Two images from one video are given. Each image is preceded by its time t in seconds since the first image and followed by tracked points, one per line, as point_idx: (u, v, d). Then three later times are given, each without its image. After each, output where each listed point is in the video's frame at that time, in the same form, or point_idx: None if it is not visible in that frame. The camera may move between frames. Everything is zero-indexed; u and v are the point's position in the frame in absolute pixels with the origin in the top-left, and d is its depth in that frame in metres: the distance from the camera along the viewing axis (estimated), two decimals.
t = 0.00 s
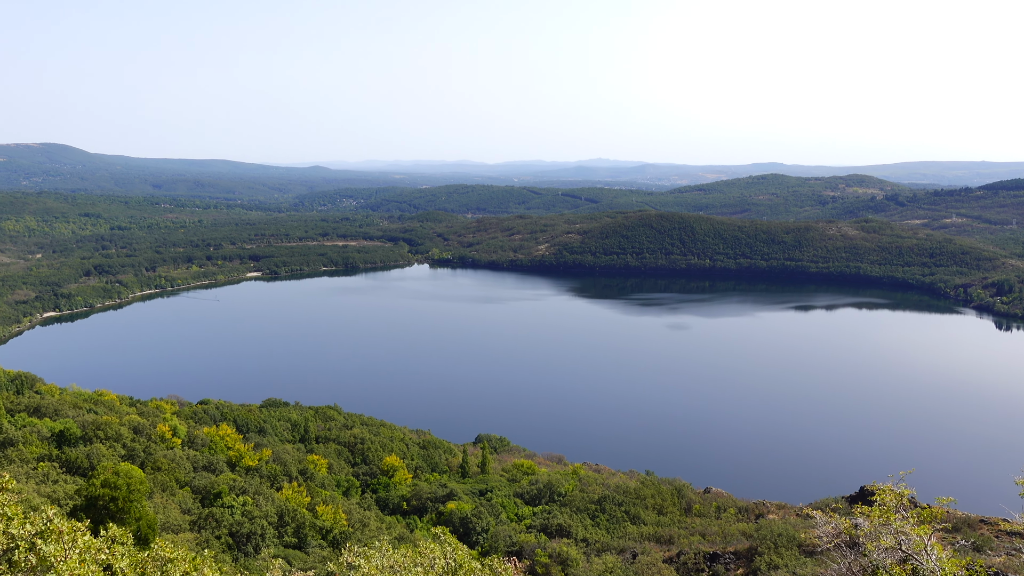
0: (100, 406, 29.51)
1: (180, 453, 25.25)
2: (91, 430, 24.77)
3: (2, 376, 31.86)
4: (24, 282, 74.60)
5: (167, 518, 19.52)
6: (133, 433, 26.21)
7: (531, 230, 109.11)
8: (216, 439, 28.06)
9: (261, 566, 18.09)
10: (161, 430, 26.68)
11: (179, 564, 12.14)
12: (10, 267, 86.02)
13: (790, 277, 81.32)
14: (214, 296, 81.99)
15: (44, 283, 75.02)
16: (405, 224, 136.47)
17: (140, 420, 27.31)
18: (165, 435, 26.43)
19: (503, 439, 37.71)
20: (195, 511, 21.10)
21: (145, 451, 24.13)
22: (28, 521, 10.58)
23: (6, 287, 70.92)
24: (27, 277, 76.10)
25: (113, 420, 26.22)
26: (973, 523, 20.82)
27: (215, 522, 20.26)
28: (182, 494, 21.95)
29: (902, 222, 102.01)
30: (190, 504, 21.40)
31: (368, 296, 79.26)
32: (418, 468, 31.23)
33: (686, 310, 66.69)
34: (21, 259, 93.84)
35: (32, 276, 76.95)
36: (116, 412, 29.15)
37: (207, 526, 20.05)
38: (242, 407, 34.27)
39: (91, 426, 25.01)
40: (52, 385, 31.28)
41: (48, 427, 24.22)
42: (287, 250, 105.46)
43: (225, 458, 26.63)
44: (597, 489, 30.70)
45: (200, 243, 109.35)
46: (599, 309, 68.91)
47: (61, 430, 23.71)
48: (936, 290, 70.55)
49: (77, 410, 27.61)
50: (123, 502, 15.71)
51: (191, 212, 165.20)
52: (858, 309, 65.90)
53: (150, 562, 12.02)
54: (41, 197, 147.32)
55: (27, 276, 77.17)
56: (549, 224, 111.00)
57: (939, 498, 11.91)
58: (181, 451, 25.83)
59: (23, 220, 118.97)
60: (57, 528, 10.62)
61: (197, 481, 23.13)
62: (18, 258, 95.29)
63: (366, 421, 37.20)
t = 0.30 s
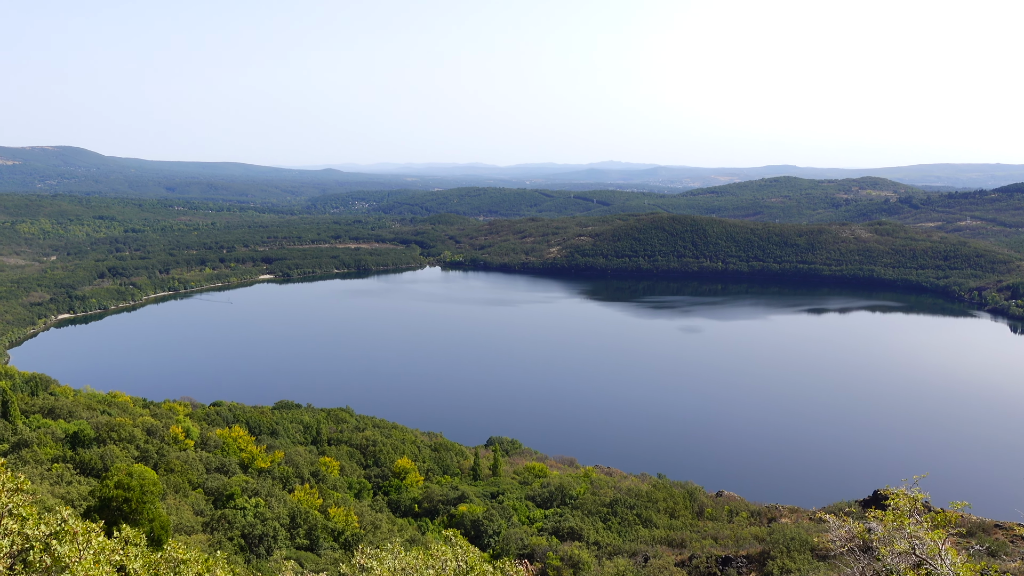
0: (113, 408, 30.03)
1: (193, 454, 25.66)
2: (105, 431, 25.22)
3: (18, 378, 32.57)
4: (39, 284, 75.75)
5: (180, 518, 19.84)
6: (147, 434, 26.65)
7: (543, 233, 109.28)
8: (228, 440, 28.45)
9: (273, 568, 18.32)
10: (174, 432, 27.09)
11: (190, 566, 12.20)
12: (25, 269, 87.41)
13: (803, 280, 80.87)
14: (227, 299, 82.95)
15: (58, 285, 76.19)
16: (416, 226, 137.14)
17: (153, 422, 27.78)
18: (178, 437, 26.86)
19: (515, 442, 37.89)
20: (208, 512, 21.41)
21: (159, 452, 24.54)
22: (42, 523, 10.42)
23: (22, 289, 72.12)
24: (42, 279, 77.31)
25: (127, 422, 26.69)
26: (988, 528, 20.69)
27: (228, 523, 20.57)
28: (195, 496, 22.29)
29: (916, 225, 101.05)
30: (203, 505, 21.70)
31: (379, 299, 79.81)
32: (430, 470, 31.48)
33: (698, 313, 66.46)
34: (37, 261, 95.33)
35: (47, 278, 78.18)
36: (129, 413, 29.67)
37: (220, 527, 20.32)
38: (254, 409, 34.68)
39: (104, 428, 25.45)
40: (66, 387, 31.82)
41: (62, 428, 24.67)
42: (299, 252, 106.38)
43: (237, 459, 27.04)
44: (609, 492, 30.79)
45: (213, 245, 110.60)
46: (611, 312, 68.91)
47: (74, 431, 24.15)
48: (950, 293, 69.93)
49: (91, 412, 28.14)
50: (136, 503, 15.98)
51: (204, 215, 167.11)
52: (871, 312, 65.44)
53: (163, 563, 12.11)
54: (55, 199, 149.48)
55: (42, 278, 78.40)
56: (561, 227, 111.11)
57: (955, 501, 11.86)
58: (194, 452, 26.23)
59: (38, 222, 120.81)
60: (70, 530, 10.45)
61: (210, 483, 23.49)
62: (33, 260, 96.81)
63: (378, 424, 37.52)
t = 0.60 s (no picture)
0: (127, 409, 30.51)
1: (206, 455, 26.05)
2: (118, 433, 25.62)
3: (33, 380, 33.24)
4: (55, 286, 76.96)
5: (192, 519, 20.14)
6: (160, 435, 27.04)
7: (554, 235, 109.39)
8: (241, 442, 28.88)
9: (285, 569, 18.55)
10: (187, 433, 27.52)
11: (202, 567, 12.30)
12: (41, 271, 88.76)
13: (816, 283, 80.35)
14: (239, 300, 83.90)
15: (73, 287, 77.30)
16: (428, 229, 137.78)
17: (166, 424, 28.23)
18: (191, 438, 27.27)
19: (526, 444, 38.07)
20: (220, 513, 21.74)
21: (172, 453, 24.95)
22: (56, 523, 10.33)
23: (37, 290, 73.33)
24: (57, 281, 78.51)
25: (140, 423, 27.12)
26: (1002, 533, 20.55)
27: (240, 524, 20.87)
28: (207, 496, 22.61)
29: (930, 228, 100.10)
30: (215, 506, 22.02)
31: (391, 301, 80.37)
32: (441, 473, 31.70)
33: (710, 315, 66.24)
34: (52, 263, 96.72)
35: (62, 280, 79.40)
36: (143, 414, 30.17)
37: (232, 528, 20.63)
38: (267, 411, 35.11)
39: (118, 429, 25.90)
40: (80, 388, 32.44)
41: (76, 429, 25.11)
42: (312, 254, 107.24)
43: (250, 460, 27.41)
44: (620, 495, 30.84)
45: (226, 247, 111.73)
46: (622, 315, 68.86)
47: (88, 432, 24.61)
48: (965, 296, 69.23)
49: (104, 413, 28.66)
50: (149, 503, 16.28)
51: (217, 217, 168.89)
52: (885, 315, 64.93)
53: (175, 564, 12.24)
54: (70, 202, 151.61)
55: (57, 279, 79.65)
56: (573, 229, 111.14)
57: (969, 507, 11.81)
58: (207, 453, 26.65)
59: (54, 224, 122.61)
60: (84, 530, 10.43)
61: (222, 484, 23.83)
62: (48, 262, 98.24)
63: (390, 426, 37.86)
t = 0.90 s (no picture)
0: (140, 409, 31.05)
1: (219, 456, 26.46)
2: (131, 433, 26.11)
3: (47, 381, 33.88)
4: (69, 287, 78.10)
5: (205, 520, 20.46)
6: (173, 436, 27.53)
7: (566, 237, 109.43)
8: (253, 443, 29.28)
9: (296, 570, 18.77)
10: (199, 434, 27.93)
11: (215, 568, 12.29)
12: (56, 271, 90.20)
13: (828, 286, 79.80)
14: (251, 301, 84.76)
15: (87, 288, 78.50)
16: (440, 230, 138.33)
17: (179, 424, 28.69)
18: (203, 439, 27.68)
19: (537, 446, 38.25)
20: (232, 514, 22.08)
21: (185, 454, 25.37)
22: (69, 523, 10.12)
23: (52, 292, 74.44)
24: (71, 281, 79.80)
25: (153, 424, 27.59)
26: (1017, 537, 20.45)
27: (251, 525, 21.18)
28: (219, 497, 22.95)
29: (944, 231, 99.09)
30: (226, 506, 22.34)
31: (402, 302, 80.86)
32: (453, 474, 31.94)
33: (721, 318, 66.00)
34: (67, 264, 98.24)
35: (76, 280, 80.66)
36: (156, 415, 30.68)
37: (243, 529, 20.94)
38: (279, 412, 35.53)
39: (131, 429, 26.36)
40: (93, 388, 33.06)
41: (90, 430, 25.56)
42: (324, 256, 108.13)
43: (262, 461, 27.79)
44: (632, 497, 30.92)
45: (239, 249, 112.82)
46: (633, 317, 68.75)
47: (102, 432, 25.08)
48: (979, 299, 68.55)
49: (117, 413, 29.18)
50: (161, 504, 16.56)
51: (230, 218, 170.68)
52: (899, 318, 64.40)
53: (189, 564, 12.25)
54: (85, 203, 153.62)
55: (72, 280, 80.93)
56: (585, 231, 111.11)
57: (984, 510, 11.76)
58: (219, 454, 27.04)
59: (68, 226, 124.52)
60: (98, 529, 10.16)
61: (234, 485, 24.16)
62: (63, 263, 99.81)
63: (402, 427, 38.18)
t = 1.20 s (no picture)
0: (152, 411, 31.52)
1: (231, 457, 26.88)
2: (144, 434, 26.54)
3: (62, 382, 34.60)
4: (84, 288, 79.31)
5: (218, 520, 20.75)
6: (186, 437, 27.96)
7: (577, 238, 109.48)
8: (265, 443, 29.69)
9: (308, 570, 19.02)
10: (212, 435, 28.36)
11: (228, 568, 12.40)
12: (69, 274, 91.44)
13: (840, 287, 79.24)
14: (263, 303, 85.66)
15: (100, 290, 79.57)
16: (451, 232, 138.90)
17: (192, 425, 29.20)
18: (216, 440, 28.09)
19: (548, 448, 38.39)
20: (244, 514, 22.40)
21: (198, 455, 25.82)
22: (83, 523, 9.95)
23: (65, 294, 75.67)
24: (85, 283, 80.93)
25: (166, 425, 28.06)
26: None
27: (263, 526, 21.48)
28: (232, 498, 23.27)
29: (957, 231, 98.01)
30: (239, 507, 22.67)
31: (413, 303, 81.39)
32: (464, 475, 32.18)
33: (733, 319, 65.72)
34: (80, 266, 99.59)
35: (90, 282, 81.79)
36: (170, 416, 31.24)
37: (256, 530, 21.26)
38: (291, 413, 35.98)
39: (145, 430, 26.83)
40: (107, 390, 33.74)
41: (103, 431, 26.02)
42: (335, 257, 108.86)
43: (274, 462, 28.19)
44: (643, 498, 30.99)
45: (251, 251, 114.02)
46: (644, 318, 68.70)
47: (115, 433, 25.53)
48: (993, 300, 67.82)
49: (130, 414, 29.73)
50: (174, 504, 16.85)
51: (242, 220, 172.19)
52: (912, 318, 63.86)
53: (203, 564, 12.40)
54: (99, 206, 155.86)
55: (85, 282, 82.05)
56: (596, 232, 111.11)
57: (998, 513, 11.68)
58: (232, 455, 27.47)
59: (82, 228, 126.27)
60: (110, 530, 10.22)
61: (246, 486, 24.52)
62: (77, 265, 101.22)
63: (413, 428, 38.50)
